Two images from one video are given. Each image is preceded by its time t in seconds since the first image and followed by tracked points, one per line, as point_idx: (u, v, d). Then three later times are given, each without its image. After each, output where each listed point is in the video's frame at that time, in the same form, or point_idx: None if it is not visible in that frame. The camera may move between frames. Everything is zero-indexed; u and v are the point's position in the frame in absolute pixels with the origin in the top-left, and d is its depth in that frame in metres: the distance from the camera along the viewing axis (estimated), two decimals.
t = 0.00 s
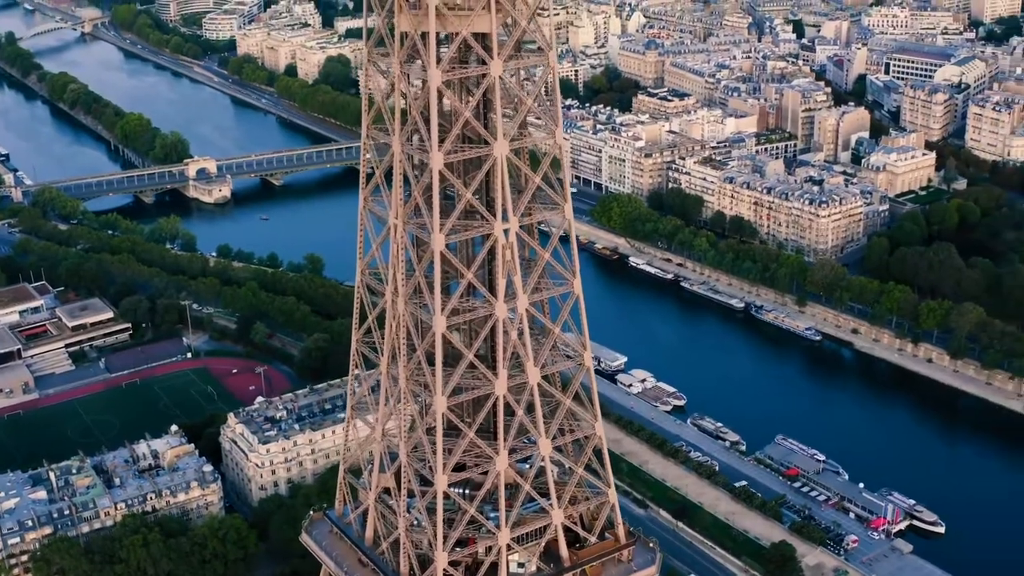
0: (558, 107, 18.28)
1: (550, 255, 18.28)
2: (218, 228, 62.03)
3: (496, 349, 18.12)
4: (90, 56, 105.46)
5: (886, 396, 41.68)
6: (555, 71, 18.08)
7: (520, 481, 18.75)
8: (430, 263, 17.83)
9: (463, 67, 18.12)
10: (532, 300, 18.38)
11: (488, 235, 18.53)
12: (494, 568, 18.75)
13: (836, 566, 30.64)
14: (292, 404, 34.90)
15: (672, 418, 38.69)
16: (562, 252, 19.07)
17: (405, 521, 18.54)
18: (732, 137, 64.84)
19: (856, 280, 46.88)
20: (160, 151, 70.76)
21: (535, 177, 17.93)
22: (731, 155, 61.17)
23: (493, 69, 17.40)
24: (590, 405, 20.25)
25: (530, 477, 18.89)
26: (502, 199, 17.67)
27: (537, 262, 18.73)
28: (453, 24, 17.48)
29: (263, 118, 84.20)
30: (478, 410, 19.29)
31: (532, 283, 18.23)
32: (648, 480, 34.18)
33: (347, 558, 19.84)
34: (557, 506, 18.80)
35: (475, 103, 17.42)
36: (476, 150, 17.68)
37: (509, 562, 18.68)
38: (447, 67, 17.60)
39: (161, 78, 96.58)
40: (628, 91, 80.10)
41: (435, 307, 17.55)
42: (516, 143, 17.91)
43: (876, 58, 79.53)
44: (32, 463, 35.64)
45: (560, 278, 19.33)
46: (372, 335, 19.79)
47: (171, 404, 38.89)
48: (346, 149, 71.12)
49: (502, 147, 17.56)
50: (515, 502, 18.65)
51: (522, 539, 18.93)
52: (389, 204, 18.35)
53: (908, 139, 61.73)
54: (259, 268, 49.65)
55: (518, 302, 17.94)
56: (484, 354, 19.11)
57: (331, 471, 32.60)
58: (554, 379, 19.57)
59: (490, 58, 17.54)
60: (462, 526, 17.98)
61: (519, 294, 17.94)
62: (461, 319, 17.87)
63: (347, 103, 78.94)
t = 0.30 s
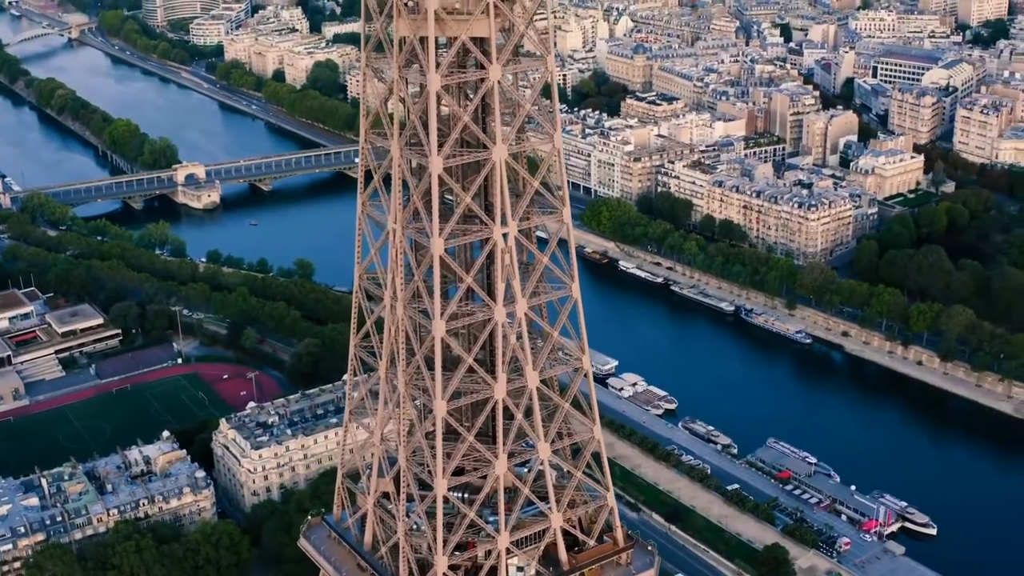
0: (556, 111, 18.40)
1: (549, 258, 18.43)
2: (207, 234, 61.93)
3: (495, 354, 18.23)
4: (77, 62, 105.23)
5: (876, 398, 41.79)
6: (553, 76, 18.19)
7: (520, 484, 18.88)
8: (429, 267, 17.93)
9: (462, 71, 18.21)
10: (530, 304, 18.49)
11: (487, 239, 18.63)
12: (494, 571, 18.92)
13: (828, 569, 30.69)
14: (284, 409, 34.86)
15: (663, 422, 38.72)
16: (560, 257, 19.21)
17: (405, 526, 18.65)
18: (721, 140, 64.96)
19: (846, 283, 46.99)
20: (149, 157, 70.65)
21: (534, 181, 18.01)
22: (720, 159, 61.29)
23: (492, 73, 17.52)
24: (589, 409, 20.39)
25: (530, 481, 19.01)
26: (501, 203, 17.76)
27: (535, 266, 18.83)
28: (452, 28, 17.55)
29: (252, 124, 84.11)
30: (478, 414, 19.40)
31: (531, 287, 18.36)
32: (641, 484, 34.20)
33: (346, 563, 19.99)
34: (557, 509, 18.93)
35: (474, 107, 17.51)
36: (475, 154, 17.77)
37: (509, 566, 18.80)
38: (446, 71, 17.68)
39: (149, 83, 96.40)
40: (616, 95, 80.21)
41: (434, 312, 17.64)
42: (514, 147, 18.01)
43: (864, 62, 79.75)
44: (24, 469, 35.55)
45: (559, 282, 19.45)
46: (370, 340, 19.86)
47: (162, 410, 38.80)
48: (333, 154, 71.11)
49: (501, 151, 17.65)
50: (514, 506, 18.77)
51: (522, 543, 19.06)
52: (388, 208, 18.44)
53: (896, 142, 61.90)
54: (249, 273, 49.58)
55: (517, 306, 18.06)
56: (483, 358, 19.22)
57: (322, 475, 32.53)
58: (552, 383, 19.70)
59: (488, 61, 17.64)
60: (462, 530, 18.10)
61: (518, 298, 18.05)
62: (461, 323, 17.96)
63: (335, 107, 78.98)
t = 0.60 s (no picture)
0: (553, 116, 18.67)
1: (545, 262, 18.73)
2: (194, 239, 61.79)
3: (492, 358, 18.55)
4: (63, 68, 104.85)
5: (865, 400, 41.91)
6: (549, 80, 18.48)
7: (517, 488, 19.20)
8: (427, 271, 18.17)
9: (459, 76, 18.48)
10: (527, 308, 18.79)
11: (484, 243, 18.91)
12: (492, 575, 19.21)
13: (819, 570, 30.78)
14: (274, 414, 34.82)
15: (652, 425, 38.74)
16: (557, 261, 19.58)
17: (403, 530, 18.99)
18: (708, 144, 65.10)
19: (834, 286, 47.11)
20: (136, 163, 70.52)
21: (532, 185, 18.31)
22: (707, 162, 61.44)
23: (489, 77, 17.83)
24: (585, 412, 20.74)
25: (527, 485, 19.33)
26: (498, 207, 18.03)
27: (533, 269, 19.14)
28: (450, 33, 17.82)
29: (238, 129, 83.95)
30: (475, 418, 19.68)
31: (527, 291, 18.66)
32: (631, 487, 34.21)
33: (343, 567, 20.46)
34: (554, 513, 19.26)
35: (472, 111, 17.79)
36: (473, 158, 18.03)
37: (506, 570, 19.11)
38: (445, 76, 17.93)
39: (134, 89, 96.11)
40: (603, 99, 80.31)
41: (432, 316, 17.93)
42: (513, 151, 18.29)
43: (850, 65, 80.00)
44: (14, 476, 35.40)
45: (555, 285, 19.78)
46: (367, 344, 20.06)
47: (152, 416, 38.68)
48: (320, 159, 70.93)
49: (499, 155, 17.95)
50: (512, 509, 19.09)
51: (519, 547, 19.38)
52: (385, 213, 18.69)
53: (883, 145, 62.10)
54: (237, 279, 49.54)
55: (514, 310, 18.38)
56: (480, 362, 19.53)
57: (312, 480, 32.46)
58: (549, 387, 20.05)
59: (485, 65, 17.94)
60: (461, 534, 18.41)
61: (515, 302, 18.36)
62: (459, 328, 18.24)
63: (322, 112, 78.99)
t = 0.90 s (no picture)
0: (546, 122, 18.89)
1: (539, 265, 18.95)
2: (178, 245, 61.60)
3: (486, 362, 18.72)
4: (44, 74, 104.38)
5: (850, 402, 42.05)
6: (542, 84, 18.69)
7: (511, 492, 19.35)
8: (422, 275, 18.33)
9: (453, 80, 18.71)
10: (520, 312, 18.97)
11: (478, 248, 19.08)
12: None
13: (808, 572, 30.87)
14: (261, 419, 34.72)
15: (639, 428, 38.78)
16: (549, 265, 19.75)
17: (397, 535, 19.09)
18: (691, 147, 65.25)
19: (819, 288, 47.23)
20: (119, 168, 70.27)
21: (525, 189, 18.51)
22: (690, 166, 61.58)
23: (483, 82, 18.09)
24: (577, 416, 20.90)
25: (521, 489, 19.47)
26: (492, 211, 18.24)
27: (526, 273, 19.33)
28: (444, 37, 18.12)
29: (220, 134, 83.75)
30: (469, 422, 19.82)
31: (522, 294, 18.81)
32: (619, 490, 34.23)
33: (336, 571, 20.51)
34: (548, 516, 19.43)
35: (467, 116, 18.04)
36: (466, 162, 18.24)
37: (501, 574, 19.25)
38: (439, 80, 18.18)
39: (116, 95, 95.77)
40: (586, 103, 80.45)
41: (427, 320, 18.08)
42: (506, 156, 18.51)
43: (832, 68, 80.34)
44: None
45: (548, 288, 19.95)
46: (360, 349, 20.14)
47: (137, 422, 38.50)
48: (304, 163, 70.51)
49: (492, 160, 18.20)
50: (506, 513, 19.24)
51: (513, 550, 19.55)
52: (378, 217, 18.82)
53: (866, 148, 62.35)
54: (222, 285, 49.42)
55: (508, 314, 18.55)
56: (474, 366, 19.68)
57: (300, 486, 32.38)
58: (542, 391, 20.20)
59: (479, 70, 18.20)
60: (456, 538, 18.54)
61: (509, 306, 18.54)
62: (453, 332, 18.38)
63: (304, 117, 78.92)
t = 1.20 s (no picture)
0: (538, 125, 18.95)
1: (531, 269, 19.04)
2: (161, 251, 61.37)
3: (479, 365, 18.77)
4: (23, 80, 103.93)
5: (834, 404, 42.19)
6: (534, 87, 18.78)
7: (504, 495, 19.41)
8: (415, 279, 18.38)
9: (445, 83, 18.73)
10: (513, 315, 19.05)
11: (470, 251, 19.13)
12: None
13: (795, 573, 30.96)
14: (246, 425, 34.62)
15: (624, 431, 38.82)
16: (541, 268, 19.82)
17: (391, 539, 19.11)
18: (673, 151, 65.42)
19: (802, 291, 47.40)
20: (100, 174, 70.01)
21: (517, 193, 18.61)
22: (672, 169, 61.74)
23: (475, 85, 18.13)
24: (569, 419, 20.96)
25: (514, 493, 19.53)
26: (484, 214, 18.29)
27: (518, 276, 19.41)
28: (436, 41, 18.10)
29: (201, 140, 83.53)
30: (462, 426, 19.87)
31: (514, 297, 18.88)
32: (605, 494, 34.26)
33: None
34: (541, 519, 19.51)
35: (458, 119, 18.09)
36: (458, 167, 18.30)
37: None
38: (431, 84, 18.20)
39: (97, 101, 95.42)
40: (568, 107, 80.56)
41: (420, 324, 18.14)
42: (498, 159, 18.57)
43: (813, 71, 80.68)
44: None
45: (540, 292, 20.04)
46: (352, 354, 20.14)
47: (122, 429, 38.32)
48: (285, 169, 70.67)
49: (484, 163, 18.26)
50: (500, 517, 19.30)
51: (507, 554, 19.62)
52: (371, 221, 18.85)
53: (847, 150, 62.61)
54: (205, 290, 49.28)
55: (501, 317, 18.62)
56: (467, 369, 19.73)
57: (287, 491, 32.29)
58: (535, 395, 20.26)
59: (471, 73, 18.24)
60: (450, 541, 18.59)
61: (502, 310, 18.61)
62: (446, 335, 18.44)
63: (286, 123, 78.81)
